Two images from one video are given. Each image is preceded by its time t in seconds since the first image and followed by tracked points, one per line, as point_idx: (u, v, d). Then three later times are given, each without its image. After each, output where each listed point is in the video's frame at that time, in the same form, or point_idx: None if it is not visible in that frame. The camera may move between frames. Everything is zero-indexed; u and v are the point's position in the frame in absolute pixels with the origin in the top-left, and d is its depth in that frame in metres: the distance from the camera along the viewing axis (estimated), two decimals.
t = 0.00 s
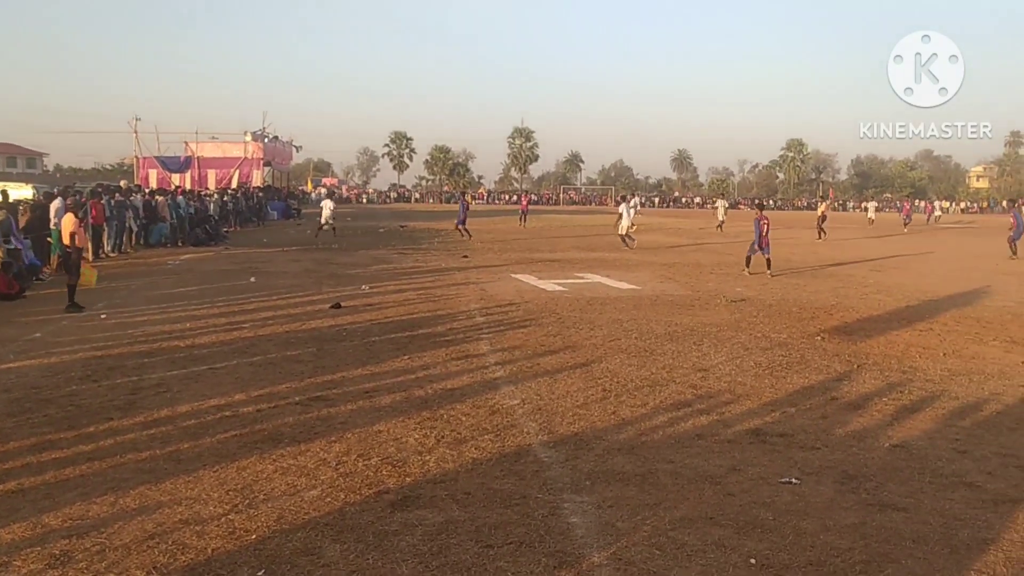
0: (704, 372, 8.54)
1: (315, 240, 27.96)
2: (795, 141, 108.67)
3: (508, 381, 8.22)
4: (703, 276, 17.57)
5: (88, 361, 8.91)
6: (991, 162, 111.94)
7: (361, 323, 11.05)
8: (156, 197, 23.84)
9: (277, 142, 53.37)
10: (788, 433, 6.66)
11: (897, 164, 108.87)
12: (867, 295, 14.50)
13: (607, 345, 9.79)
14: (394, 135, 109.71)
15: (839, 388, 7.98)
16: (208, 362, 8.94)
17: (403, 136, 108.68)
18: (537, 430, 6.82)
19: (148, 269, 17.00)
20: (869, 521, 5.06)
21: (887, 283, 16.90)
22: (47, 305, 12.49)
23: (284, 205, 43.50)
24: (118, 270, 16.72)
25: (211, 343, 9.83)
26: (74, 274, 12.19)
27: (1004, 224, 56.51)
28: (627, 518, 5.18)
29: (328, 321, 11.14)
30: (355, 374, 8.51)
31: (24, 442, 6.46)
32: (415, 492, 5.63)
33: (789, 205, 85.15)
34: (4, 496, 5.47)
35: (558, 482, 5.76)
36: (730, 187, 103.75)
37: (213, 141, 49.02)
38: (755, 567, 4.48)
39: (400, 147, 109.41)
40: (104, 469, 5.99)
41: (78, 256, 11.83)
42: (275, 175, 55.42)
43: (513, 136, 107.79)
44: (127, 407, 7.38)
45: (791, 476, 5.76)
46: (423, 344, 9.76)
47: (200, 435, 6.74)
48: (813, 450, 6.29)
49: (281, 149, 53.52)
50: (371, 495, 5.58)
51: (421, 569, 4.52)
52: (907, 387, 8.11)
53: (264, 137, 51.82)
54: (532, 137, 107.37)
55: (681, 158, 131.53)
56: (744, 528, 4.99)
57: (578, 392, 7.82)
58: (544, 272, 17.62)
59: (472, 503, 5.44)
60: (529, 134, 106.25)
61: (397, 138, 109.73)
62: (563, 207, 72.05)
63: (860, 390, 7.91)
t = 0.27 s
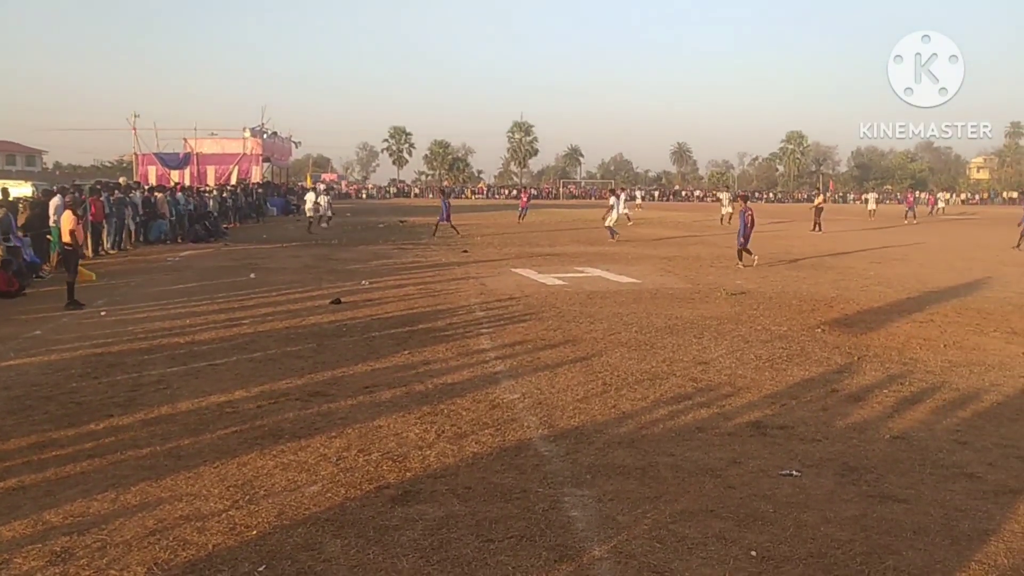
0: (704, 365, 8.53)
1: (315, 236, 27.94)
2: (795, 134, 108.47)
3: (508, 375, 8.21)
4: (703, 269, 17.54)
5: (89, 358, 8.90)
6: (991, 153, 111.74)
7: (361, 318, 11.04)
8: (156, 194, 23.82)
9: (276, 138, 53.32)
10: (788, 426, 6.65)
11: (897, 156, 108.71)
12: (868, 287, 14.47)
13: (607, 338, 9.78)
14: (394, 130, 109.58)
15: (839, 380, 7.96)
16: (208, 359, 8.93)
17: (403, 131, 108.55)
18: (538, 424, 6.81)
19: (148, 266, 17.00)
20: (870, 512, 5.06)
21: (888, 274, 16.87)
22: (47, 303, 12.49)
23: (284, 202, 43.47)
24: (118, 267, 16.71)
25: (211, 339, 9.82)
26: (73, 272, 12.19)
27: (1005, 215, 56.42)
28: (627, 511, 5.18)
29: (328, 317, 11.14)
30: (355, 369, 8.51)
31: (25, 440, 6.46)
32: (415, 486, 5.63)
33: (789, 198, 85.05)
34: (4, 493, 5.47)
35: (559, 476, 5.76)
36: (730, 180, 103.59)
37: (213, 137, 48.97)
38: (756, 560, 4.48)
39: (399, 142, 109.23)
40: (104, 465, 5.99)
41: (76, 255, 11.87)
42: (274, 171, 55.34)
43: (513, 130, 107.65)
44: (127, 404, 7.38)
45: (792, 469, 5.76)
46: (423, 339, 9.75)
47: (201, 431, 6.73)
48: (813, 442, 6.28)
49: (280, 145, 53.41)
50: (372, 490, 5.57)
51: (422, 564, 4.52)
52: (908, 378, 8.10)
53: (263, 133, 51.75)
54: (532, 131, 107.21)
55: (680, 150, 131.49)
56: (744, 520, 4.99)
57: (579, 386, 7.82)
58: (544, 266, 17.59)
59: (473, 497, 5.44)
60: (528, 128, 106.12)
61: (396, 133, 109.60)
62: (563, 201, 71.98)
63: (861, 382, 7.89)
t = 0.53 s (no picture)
0: (704, 356, 8.53)
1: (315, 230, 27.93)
2: (795, 124, 108.26)
3: (508, 368, 8.22)
4: (703, 260, 17.52)
5: (89, 355, 8.91)
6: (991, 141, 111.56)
7: (360, 312, 11.05)
8: (155, 190, 23.81)
9: (274, 133, 53.26)
10: (788, 416, 6.65)
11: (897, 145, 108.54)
12: (868, 277, 14.46)
13: (607, 330, 9.78)
14: (393, 123, 109.41)
15: (839, 370, 7.96)
16: (208, 354, 8.94)
17: (402, 124, 108.37)
18: (538, 417, 6.81)
19: (148, 262, 16.99)
20: (870, 502, 5.06)
21: (888, 264, 16.86)
22: (47, 300, 12.49)
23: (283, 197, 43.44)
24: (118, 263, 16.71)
25: (211, 335, 9.82)
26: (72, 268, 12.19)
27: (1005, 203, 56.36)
28: (627, 503, 5.18)
29: (328, 311, 11.14)
30: (355, 364, 8.51)
31: (25, 437, 6.46)
32: (415, 480, 5.63)
33: (789, 188, 84.95)
34: (5, 491, 5.48)
35: (559, 468, 5.76)
36: (730, 171, 103.42)
37: (211, 132, 48.92)
38: (756, 550, 4.48)
39: (398, 135, 109.11)
40: (105, 462, 6.00)
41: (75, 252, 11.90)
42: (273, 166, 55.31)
43: (512, 123, 107.48)
44: (128, 400, 7.39)
45: (792, 459, 5.76)
46: (423, 333, 9.75)
47: (201, 426, 6.74)
48: (813, 432, 6.28)
49: (279, 140, 53.35)
50: (372, 484, 5.58)
51: (423, 557, 4.52)
52: (908, 367, 8.09)
53: (262, 127, 51.69)
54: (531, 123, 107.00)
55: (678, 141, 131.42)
56: (744, 511, 4.99)
57: (579, 378, 7.82)
58: (543, 259, 17.58)
59: (473, 491, 5.44)
60: (527, 121, 105.95)
61: (395, 127, 109.43)
62: (562, 193, 71.91)
63: (861, 372, 7.89)
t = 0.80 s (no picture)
0: (703, 350, 8.53)
1: (314, 229, 27.93)
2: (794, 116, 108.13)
3: (507, 364, 8.23)
4: (702, 253, 17.51)
5: (89, 356, 8.93)
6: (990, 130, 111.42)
7: (360, 310, 11.05)
8: (154, 190, 23.82)
9: (272, 132, 53.20)
10: (788, 408, 6.66)
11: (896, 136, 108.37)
12: (867, 268, 14.45)
13: (606, 325, 9.78)
14: (391, 121, 109.33)
15: (839, 362, 7.96)
16: (208, 354, 8.95)
17: (400, 121, 108.30)
18: (538, 412, 6.82)
19: (147, 263, 17.00)
20: (869, 493, 5.06)
21: (888, 255, 16.83)
22: (47, 302, 12.50)
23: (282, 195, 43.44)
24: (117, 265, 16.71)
25: (211, 335, 9.83)
26: (71, 270, 12.20)
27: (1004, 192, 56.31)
28: (627, 497, 5.19)
29: (327, 309, 11.15)
30: (355, 362, 8.52)
31: (26, 439, 6.48)
32: (416, 477, 5.64)
33: (788, 180, 84.84)
34: (7, 493, 5.50)
35: (559, 463, 5.77)
36: (729, 164, 103.32)
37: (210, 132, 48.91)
38: (756, 543, 4.49)
39: (396, 132, 109.03)
40: (106, 463, 6.01)
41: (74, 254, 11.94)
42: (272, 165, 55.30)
43: (510, 118, 107.37)
44: (128, 401, 7.40)
45: (791, 451, 5.76)
46: (422, 330, 9.76)
47: (201, 427, 6.75)
48: (812, 424, 6.28)
49: (277, 139, 53.34)
50: (373, 482, 5.59)
51: (423, 554, 4.53)
52: (907, 358, 8.09)
53: (260, 126, 51.65)
54: (530, 118, 106.92)
55: (677, 135, 131.30)
56: (744, 504, 5.00)
57: (578, 373, 7.83)
58: (542, 255, 17.58)
59: (474, 487, 5.45)
60: (526, 116, 105.88)
61: (393, 124, 109.35)
62: (562, 189, 71.87)
63: (860, 363, 7.89)
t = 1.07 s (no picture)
0: (705, 344, 8.55)
1: (314, 226, 27.92)
2: (793, 110, 108.08)
3: (510, 360, 8.24)
4: (703, 248, 17.51)
5: (92, 355, 8.94)
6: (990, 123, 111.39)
7: (362, 307, 11.06)
8: (154, 189, 23.81)
9: (272, 129, 53.16)
10: (790, 402, 6.67)
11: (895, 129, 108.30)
12: (868, 262, 14.45)
13: (609, 320, 9.79)
14: (390, 118, 109.23)
15: (841, 355, 7.97)
16: (211, 352, 8.96)
17: (398, 118, 108.22)
18: (541, 408, 6.83)
19: (148, 262, 17.00)
20: (873, 486, 5.08)
21: (889, 248, 16.84)
22: (49, 301, 12.51)
23: (282, 193, 43.42)
24: (118, 264, 16.71)
25: (213, 333, 9.84)
26: (73, 269, 12.20)
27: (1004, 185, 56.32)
28: (632, 491, 5.20)
29: (329, 307, 11.16)
30: (358, 359, 8.53)
31: (31, 438, 6.49)
32: (420, 473, 5.66)
33: (788, 174, 84.82)
34: (13, 492, 5.51)
35: (563, 458, 5.79)
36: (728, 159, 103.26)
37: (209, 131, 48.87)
38: (761, 536, 4.50)
39: (395, 129, 108.95)
40: (111, 461, 6.03)
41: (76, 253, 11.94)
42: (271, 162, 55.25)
43: (509, 115, 107.24)
44: (132, 400, 7.41)
45: (795, 444, 5.78)
46: (424, 327, 9.77)
47: (206, 424, 6.77)
48: (815, 417, 6.30)
49: (277, 137, 53.29)
50: (377, 478, 5.60)
51: (429, 549, 4.55)
52: (909, 351, 8.10)
53: (259, 124, 51.62)
54: (528, 114, 106.82)
55: (676, 130, 131.26)
56: (748, 497, 5.01)
57: (581, 368, 7.85)
58: (544, 251, 17.57)
59: (478, 482, 5.46)
60: (524, 112, 105.80)
61: (392, 121, 109.25)
62: (561, 185, 71.84)
63: (863, 356, 7.90)
